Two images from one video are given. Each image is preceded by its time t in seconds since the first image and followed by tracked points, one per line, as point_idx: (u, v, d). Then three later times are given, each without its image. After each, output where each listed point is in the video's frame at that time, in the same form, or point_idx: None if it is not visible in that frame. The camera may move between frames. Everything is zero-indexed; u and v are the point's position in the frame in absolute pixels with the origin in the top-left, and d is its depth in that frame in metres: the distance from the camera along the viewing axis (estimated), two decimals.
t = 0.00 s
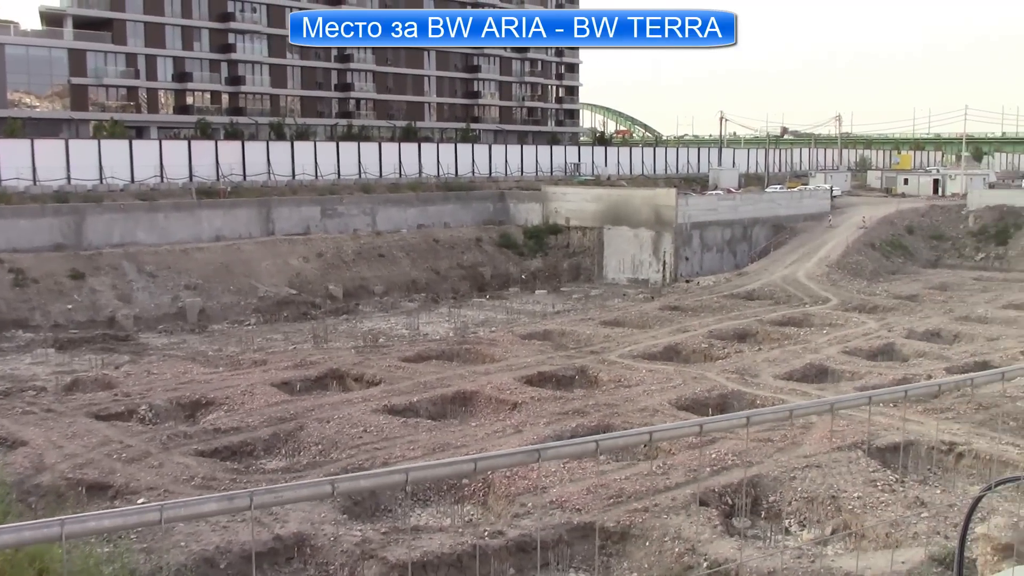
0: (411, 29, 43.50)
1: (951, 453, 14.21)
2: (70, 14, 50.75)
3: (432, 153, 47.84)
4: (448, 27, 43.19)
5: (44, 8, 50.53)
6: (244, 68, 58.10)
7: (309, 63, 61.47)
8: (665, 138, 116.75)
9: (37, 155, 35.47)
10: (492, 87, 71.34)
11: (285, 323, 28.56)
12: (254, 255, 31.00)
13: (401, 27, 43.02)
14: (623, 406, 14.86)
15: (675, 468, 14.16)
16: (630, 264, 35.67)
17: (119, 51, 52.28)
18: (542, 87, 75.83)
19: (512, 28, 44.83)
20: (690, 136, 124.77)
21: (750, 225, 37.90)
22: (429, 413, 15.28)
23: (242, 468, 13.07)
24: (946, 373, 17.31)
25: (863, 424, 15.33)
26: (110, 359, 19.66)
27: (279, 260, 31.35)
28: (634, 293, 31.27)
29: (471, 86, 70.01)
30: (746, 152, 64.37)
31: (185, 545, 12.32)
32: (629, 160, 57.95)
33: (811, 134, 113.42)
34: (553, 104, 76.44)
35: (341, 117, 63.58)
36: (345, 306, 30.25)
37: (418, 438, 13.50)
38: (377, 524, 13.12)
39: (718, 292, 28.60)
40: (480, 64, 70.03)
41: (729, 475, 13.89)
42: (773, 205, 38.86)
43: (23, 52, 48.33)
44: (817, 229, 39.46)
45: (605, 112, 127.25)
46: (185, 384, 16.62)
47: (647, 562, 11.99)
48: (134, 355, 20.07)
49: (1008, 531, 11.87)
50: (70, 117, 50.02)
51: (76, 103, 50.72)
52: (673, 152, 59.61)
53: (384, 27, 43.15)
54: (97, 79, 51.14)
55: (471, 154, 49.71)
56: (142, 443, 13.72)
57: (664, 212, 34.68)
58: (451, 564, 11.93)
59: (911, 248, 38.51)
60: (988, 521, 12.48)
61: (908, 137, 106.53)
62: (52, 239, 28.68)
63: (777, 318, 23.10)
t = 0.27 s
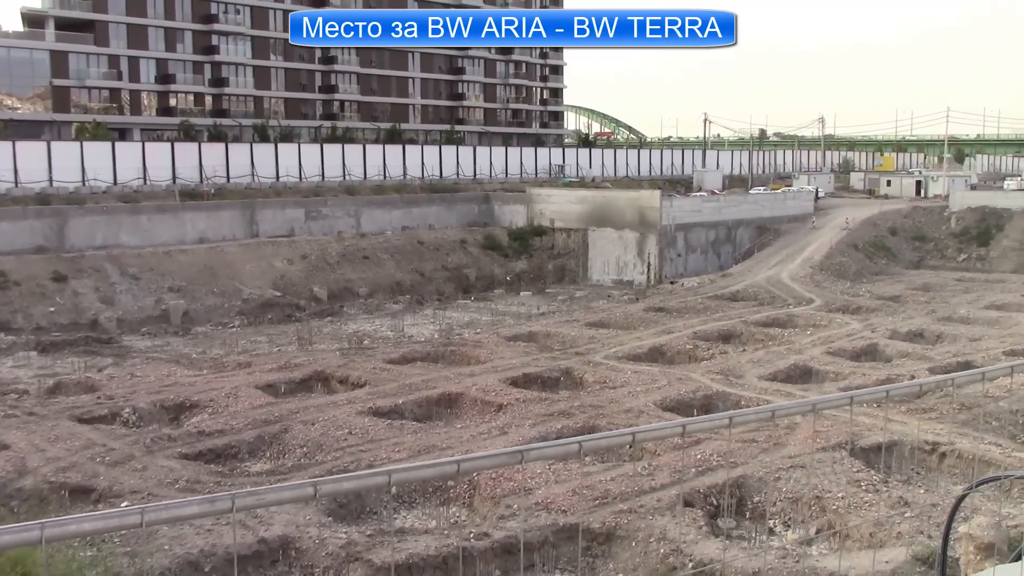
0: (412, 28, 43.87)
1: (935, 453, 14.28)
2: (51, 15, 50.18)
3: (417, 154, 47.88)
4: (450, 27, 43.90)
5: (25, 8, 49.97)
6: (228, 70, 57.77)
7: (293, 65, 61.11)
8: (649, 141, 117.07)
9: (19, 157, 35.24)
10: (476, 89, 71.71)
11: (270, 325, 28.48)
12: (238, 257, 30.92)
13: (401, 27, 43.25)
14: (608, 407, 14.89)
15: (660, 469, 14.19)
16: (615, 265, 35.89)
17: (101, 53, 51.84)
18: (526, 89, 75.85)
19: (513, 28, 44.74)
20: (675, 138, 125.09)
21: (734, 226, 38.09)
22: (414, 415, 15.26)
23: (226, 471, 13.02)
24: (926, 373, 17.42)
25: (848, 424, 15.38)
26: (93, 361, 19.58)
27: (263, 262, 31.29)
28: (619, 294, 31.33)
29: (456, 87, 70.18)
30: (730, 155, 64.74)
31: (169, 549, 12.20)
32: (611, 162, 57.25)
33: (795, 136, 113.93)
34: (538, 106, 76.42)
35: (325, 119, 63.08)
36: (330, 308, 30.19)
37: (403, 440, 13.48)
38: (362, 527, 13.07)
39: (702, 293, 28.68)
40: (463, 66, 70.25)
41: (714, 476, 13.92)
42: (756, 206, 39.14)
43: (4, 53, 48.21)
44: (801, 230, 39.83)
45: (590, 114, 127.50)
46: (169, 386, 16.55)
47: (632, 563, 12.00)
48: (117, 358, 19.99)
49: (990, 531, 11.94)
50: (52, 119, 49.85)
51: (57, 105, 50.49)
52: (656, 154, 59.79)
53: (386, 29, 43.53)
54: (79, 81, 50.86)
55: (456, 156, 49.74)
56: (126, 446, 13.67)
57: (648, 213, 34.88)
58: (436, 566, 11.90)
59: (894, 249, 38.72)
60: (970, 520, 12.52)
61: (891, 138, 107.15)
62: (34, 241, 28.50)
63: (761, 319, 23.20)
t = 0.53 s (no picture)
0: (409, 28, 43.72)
1: (927, 453, 14.31)
2: (41, 16, 49.89)
3: (409, 155, 47.87)
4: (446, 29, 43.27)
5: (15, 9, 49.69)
6: (219, 71, 57.58)
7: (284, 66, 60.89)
8: (641, 141, 117.17)
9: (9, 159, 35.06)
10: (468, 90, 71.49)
11: (262, 327, 28.42)
12: (230, 259, 30.86)
13: (400, 27, 43.10)
14: (601, 408, 14.89)
15: (653, 470, 14.19)
16: (608, 266, 35.84)
17: (92, 54, 51.67)
18: (518, 90, 75.83)
19: (511, 28, 44.42)
20: (667, 139, 125.16)
21: (726, 227, 38.20)
22: (407, 416, 15.26)
23: (218, 473, 13.00)
24: (916, 373, 17.46)
25: (840, 424, 15.41)
26: (85, 364, 19.53)
27: (255, 264, 31.24)
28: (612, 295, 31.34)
29: (448, 88, 70.13)
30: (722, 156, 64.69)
31: (161, 551, 12.13)
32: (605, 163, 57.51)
33: (786, 137, 114.12)
34: (530, 106, 76.40)
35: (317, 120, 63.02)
36: (323, 309, 30.13)
37: (396, 442, 13.45)
38: (355, 528, 13.04)
39: (694, 294, 28.71)
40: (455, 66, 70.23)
41: (706, 476, 13.93)
42: (748, 207, 39.26)
43: None
44: (793, 230, 39.97)
45: (581, 116, 127.56)
46: (161, 389, 16.50)
47: (626, 565, 11.99)
48: (109, 360, 19.93)
49: (981, 531, 11.98)
50: (43, 120, 49.76)
51: (48, 106, 50.36)
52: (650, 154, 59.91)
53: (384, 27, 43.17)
54: (70, 83, 50.72)
55: (448, 157, 49.74)
56: (118, 448, 13.63)
57: (640, 213, 34.93)
58: (428, 567, 11.87)
59: (885, 249, 38.79)
60: (961, 520, 12.54)
61: (883, 139, 107.39)
62: (25, 243, 28.39)
63: (753, 320, 23.24)
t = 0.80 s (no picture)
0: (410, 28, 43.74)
1: (918, 452, 14.33)
2: (33, 16, 49.67)
3: (401, 156, 47.86)
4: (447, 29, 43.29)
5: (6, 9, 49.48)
6: (211, 71, 57.48)
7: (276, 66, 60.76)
8: (633, 142, 117.31)
9: None
10: (461, 91, 71.53)
11: (254, 328, 28.37)
12: (222, 260, 30.80)
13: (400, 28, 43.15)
14: (593, 409, 14.89)
15: (645, 470, 14.18)
16: (600, 266, 36.09)
17: (83, 54, 51.53)
18: (510, 91, 75.87)
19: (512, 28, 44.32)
20: (660, 139, 125.35)
21: (718, 227, 38.22)
22: (399, 417, 15.24)
23: (209, 474, 12.97)
24: (906, 373, 17.50)
25: (831, 424, 15.43)
26: (75, 365, 19.46)
27: (247, 265, 31.19)
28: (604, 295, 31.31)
29: (439, 89, 70.15)
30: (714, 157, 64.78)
31: (152, 553, 12.09)
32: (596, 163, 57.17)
33: (779, 138, 114.34)
34: (522, 107, 76.44)
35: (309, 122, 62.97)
36: (314, 310, 30.09)
37: (388, 443, 13.43)
38: (347, 530, 13.02)
39: (686, 295, 28.73)
40: (447, 68, 70.26)
41: (698, 476, 13.93)
42: (740, 207, 39.29)
43: None
44: (784, 231, 40.05)
45: (574, 116, 127.73)
46: (152, 390, 16.46)
47: (617, 565, 11.99)
48: (100, 362, 19.88)
49: (971, 530, 12.01)
50: (34, 121, 49.65)
51: (39, 106, 50.25)
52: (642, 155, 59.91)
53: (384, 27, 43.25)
54: (61, 83, 50.61)
55: (440, 158, 49.73)
56: (108, 450, 13.60)
57: (633, 214, 35.06)
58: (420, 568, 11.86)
59: (877, 250, 38.87)
60: (953, 519, 12.56)
61: (875, 139, 107.64)
62: (15, 245, 28.30)
63: (745, 320, 23.26)
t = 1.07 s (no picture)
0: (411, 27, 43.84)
1: (906, 453, 14.37)
2: (21, 16, 49.38)
3: (390, 157, 47.83)
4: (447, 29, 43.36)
5: None
6: (200, 71, 57.32)
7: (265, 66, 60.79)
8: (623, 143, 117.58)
9: None
10: (450, 91, 71.57)
11: (243, 328, 28.32)
12: (211, 260, 30.73)
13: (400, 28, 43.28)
14: (582, 409, 14.89)
15: (634, 471, 14.18)
16: (589, 267, 36.11)
17: (71, 54, 51.31)
18: (500, 92, 75.93)
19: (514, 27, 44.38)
20: (650, 141, 125.64)
21: (707, 228, 38.32)
22: (388, 417, 15.23)
23: (198, 475, 12.94)
24: (892, 374, 17.54)
25: (819, 424, 15.48)
26: (63, 365, 19.38)
27: (235, 265, 31.12)
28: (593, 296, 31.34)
29: (429, 89, 70.13)
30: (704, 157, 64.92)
31: (140, 554, 12.04)
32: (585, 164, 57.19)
33: (768, 139, 114.72)
34: (512, 108, 76.47)
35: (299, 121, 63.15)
36: (304, 310, 30.04)
37: (377, 443, 13.41)
38: (335, 530, 13.00)
39: (676, 295, 28.78)
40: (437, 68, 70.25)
41: (687, 477, 13.94)
42: (729, 208, 39.39)
43: None
44: (773, 232, 40.17)
45: (563, 117, 127.94)
46: (140, 390, 16.40)
47: (606, 565, 12.00)
48: (87, 361, 19.81)
49: (959, 530, 12.07)
50: (21, 120, 49.45)
51: (27, 105, 50.04)
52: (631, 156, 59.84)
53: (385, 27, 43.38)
54: (48, 83, 50.39)
55: (429, 159, 49.72)
56: (96, 450, 13.55)
57: (622, 215, 35.11)
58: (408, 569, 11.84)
59: (865, 251, 38.99)
60: (941, 519, 12.60)
61: (864, 141, 108.08)
62: (3, 245, 28.16)
63: (734, 321, 23.31)
